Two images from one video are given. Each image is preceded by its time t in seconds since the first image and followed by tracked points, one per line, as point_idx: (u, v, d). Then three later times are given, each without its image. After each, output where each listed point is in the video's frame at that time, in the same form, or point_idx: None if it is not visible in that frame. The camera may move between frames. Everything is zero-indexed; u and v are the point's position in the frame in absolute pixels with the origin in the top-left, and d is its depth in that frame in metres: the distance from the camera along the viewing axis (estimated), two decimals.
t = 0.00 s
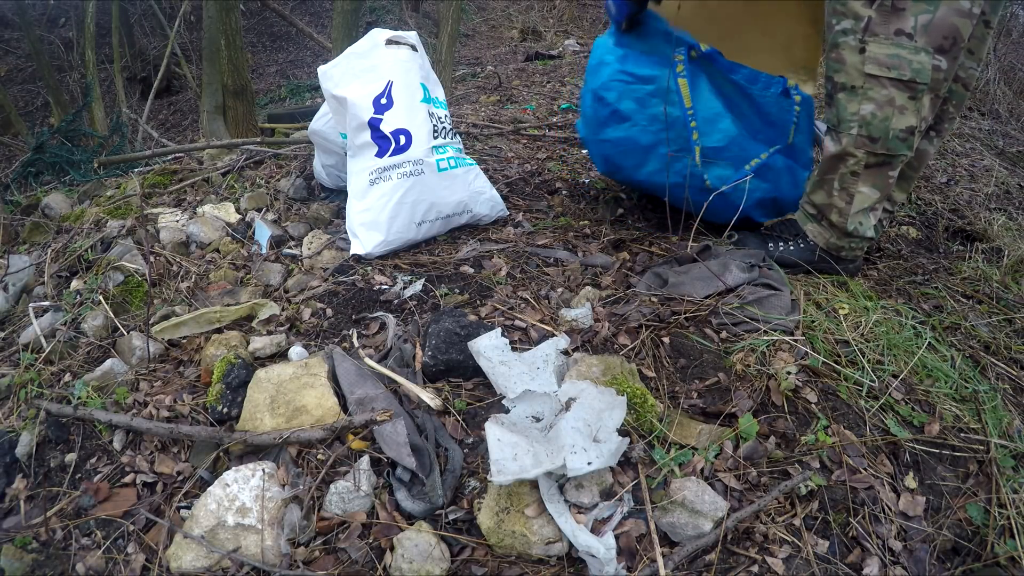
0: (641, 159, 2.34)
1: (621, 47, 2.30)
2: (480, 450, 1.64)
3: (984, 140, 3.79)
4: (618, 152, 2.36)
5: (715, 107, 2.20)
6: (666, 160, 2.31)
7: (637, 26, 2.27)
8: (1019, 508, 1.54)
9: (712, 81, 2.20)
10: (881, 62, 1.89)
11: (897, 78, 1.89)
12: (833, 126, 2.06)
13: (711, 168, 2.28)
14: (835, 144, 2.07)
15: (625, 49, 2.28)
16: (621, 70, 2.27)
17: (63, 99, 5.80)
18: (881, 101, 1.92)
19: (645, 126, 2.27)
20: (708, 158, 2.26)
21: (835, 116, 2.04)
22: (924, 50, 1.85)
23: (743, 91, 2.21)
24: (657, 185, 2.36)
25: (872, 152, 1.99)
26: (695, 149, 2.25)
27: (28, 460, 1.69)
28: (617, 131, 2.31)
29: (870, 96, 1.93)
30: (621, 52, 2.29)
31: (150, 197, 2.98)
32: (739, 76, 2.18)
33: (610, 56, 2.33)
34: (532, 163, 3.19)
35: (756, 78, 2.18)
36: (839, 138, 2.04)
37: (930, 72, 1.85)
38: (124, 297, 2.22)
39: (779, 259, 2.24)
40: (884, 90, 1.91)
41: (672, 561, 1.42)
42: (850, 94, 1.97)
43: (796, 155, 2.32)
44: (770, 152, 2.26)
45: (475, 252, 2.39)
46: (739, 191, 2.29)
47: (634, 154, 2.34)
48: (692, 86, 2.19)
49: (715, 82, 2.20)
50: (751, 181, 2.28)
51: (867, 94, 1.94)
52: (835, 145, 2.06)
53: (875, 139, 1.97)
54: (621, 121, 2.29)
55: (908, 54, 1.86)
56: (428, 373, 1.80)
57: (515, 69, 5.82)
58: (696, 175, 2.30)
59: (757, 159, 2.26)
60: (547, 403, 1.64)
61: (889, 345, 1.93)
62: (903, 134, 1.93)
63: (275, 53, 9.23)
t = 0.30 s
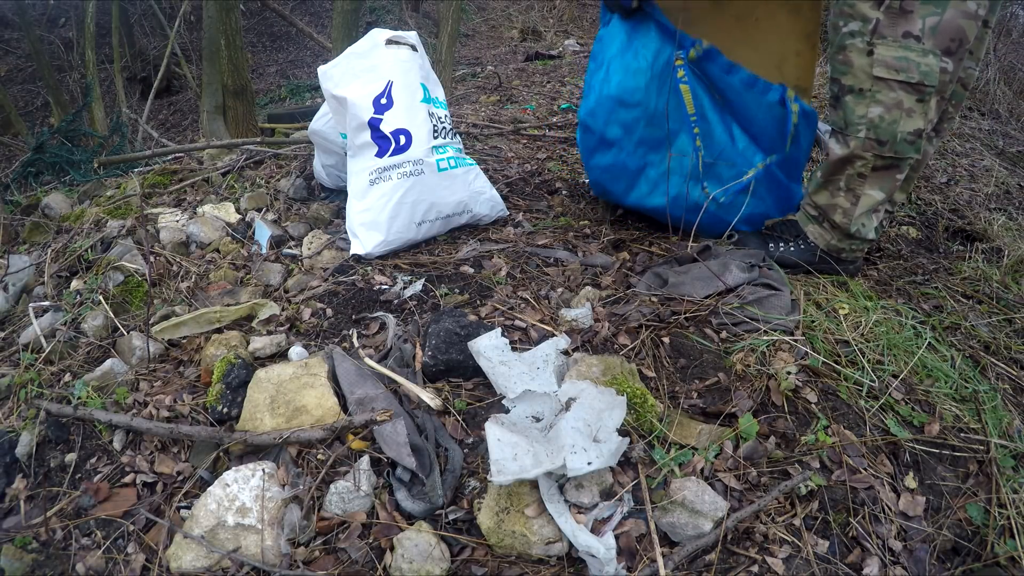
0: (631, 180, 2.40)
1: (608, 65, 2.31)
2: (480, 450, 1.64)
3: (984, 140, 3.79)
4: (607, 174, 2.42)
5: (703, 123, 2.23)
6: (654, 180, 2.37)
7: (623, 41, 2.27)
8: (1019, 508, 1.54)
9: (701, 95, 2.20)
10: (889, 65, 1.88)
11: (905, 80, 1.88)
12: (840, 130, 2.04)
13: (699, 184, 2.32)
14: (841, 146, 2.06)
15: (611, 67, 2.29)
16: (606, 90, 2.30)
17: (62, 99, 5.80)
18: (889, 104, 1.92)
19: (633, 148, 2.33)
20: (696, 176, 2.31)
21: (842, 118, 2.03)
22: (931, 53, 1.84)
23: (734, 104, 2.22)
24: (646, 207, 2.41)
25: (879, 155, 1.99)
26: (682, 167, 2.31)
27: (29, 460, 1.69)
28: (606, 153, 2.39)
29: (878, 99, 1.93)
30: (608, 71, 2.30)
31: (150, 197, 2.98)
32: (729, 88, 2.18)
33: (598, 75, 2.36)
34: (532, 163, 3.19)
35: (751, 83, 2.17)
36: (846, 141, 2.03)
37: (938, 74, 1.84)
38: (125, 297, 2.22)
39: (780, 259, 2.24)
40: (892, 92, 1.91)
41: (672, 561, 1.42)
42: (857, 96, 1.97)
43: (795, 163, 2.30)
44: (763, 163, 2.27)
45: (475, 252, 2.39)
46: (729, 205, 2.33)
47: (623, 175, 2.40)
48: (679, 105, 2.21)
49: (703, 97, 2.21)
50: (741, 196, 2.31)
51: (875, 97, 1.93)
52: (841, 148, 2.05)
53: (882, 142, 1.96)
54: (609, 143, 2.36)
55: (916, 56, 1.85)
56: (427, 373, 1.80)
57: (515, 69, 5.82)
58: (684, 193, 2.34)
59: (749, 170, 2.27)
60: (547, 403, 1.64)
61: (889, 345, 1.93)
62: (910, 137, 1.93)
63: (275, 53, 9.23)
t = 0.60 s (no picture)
0: (623, 217, 2.42)
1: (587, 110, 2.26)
2: (480, 450, 1.64)
3: (984, 140, 3.79)
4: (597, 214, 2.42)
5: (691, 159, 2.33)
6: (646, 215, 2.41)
7: (603, 88, 2.23)
8: (1019, 508, 1.53)
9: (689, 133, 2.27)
10: (908, 68, 1.89)
11: (923, 84, 1.88)
12: (856, 134, 2.04)
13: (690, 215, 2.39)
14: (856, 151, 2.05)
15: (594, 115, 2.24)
16: (591, 142, 2.24)
17: (62, 99, 5.80)
18: (908, 108, 1.92)
19: (623, 189, 2.35)
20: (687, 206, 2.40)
21: (858, 123, 2.03)
22: (948, 56, 1.85)
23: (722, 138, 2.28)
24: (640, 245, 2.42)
25: (896, 159, 1.98)
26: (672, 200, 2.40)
27: (29, 460, 1.69)
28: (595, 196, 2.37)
29: (896, 103, 1.93)
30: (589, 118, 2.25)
31: (150, 197, 2.98)
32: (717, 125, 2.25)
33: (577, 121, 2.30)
34: (532, 163, 3.19)
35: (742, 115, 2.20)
36: (863, 146, 2.03)
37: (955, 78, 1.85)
38: (125, 297, 2.22)
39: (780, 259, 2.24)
40: (910, 96, 1.91)
41: (672, 561, 1.42)
42: (875, 100, 1.97)
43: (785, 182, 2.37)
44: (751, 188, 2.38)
45: (475, 252, 2.39)
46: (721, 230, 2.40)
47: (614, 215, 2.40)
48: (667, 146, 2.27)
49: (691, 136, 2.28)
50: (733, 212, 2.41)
51: (893, 101, 1.93)
52: (857, 152, 2.04)
53: (900, 146, 1.95)
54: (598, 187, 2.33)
55: (934, 60, 1.86)
56: (427, 373, 1.80)
57: (515, 69, 5.82)
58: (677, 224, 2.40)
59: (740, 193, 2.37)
60: (548, 403, 1.64)
61: (889, 345, 1.93)
62: (927, 140, 1.93)
63: (275, 53, 9.23)
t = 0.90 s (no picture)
0: (623, 215, 2.42)
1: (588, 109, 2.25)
2: (480, 450, 1.64)
3: (984, 140, 3.78)
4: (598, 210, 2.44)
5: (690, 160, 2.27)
6: (646, 215, 2.40)
7: (603, 86, 2.23)
8: (1019, 508, 1.53)
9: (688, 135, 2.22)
10: (912, 69, 1.88)
11: (926, 85, 1.89)
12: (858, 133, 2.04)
13: (690, 214, 2.37)
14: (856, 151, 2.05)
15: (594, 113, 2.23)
16: (591, 138, 2.25)
17: (62, 99, 5.80)
18: (911, 109, 1.92)
19: (622, 187, 2.35)
20: (688, 206, 2.36)
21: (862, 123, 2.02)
22: (951, 57, 1.86)
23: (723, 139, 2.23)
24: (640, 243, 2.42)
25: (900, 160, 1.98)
26: (672, 200, 2.36)
27: (29, 460, 1.69)
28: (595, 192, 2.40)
29: (899, 104, 1.93)
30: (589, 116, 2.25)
31: (150, 197, 2.98)
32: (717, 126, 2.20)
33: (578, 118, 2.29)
34: (532, 163, 3.19)
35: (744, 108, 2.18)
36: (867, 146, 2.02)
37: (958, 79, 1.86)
38: (125, 297, 2.22)
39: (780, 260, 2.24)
40: (915, 96, 1.91)
41: (672, 561, 1.42)
42: (878, 100, 1.96)
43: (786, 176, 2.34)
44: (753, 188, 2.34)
45: (475, 252, 2.39)
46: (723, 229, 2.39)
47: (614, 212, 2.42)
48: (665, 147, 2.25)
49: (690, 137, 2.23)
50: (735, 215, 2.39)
51: (897, 102, 1.93)
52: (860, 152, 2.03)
53: (904, 147, 1.96)
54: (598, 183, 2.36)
55: (937, 61, 1.86)
56: (428, 373, 1.80)
57: (515, 69, 5.82)
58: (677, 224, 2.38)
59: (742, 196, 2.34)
60: (548, 402, 1.64)
61: (889, 345, 1.93)
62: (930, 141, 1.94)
63: (275, 53, 9.23)
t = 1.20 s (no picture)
0: (623, 228, 2.26)
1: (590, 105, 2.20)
2: (480, 450, 1.64)
3: (984, 140, 3.78)
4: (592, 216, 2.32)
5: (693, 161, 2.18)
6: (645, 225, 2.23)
7: (605, 87, 2.16)
8: (1019, 508, 1.54)
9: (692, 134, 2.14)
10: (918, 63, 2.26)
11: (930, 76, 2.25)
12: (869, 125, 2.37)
13: (690, 220, 2.29)
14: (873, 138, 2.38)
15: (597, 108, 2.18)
16: (592, 139, 2.21)
17: (63, 99, 5.80)
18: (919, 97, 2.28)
19: (624, 194, 2.22)
20: (688, 212, 2.27)
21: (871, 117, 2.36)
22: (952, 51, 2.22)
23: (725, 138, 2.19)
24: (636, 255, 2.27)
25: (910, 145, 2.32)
26: (672, 207, 2.24)
27: (29, 460, 1.69)
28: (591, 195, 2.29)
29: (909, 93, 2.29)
30: (589, 116, 2.22)
31: (150, 197, 2.98)
32: (720, 123, 2.16)
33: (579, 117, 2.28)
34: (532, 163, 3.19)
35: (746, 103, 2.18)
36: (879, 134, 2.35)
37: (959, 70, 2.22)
38: (125, 297, 2.22)
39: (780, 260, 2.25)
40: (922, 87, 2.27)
41: (672, 561, 1.43)
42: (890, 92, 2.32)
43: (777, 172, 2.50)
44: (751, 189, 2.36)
45: (475, 252, 2.39)
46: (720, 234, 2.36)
47: (610, 220, 2.26)
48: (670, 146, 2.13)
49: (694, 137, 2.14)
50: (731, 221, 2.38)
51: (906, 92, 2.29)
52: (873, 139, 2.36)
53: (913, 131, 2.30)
54: (596, 185, 2.25)
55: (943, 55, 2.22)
56: (427, 373, 1.80)
57: (515, 69, 5.82)
58: (676, 231, 2.29)
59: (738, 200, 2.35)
60: (547, 402, 1.64)
61: (889, 345, 1.93)
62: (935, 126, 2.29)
63: (275, 53, 9.23)
